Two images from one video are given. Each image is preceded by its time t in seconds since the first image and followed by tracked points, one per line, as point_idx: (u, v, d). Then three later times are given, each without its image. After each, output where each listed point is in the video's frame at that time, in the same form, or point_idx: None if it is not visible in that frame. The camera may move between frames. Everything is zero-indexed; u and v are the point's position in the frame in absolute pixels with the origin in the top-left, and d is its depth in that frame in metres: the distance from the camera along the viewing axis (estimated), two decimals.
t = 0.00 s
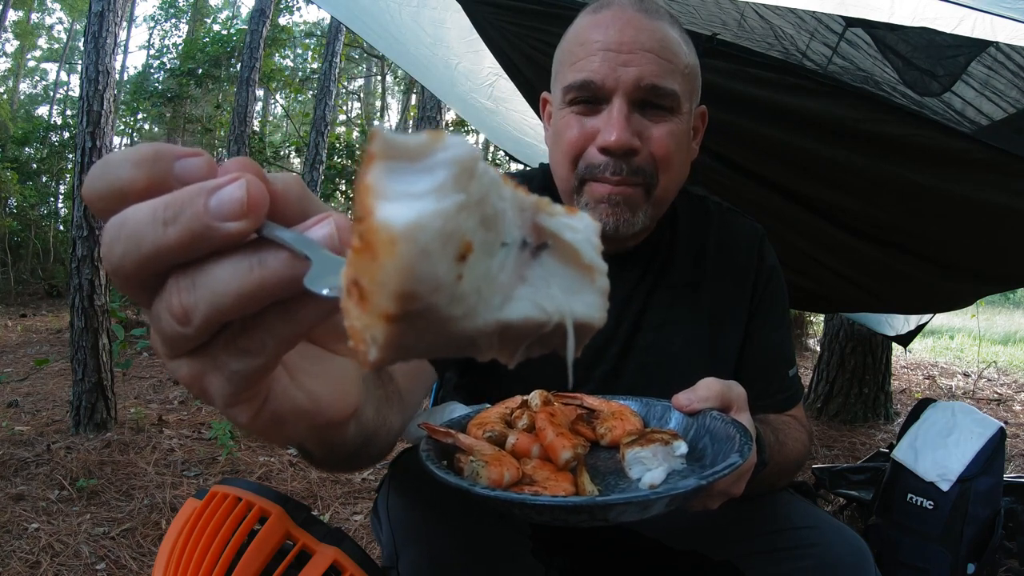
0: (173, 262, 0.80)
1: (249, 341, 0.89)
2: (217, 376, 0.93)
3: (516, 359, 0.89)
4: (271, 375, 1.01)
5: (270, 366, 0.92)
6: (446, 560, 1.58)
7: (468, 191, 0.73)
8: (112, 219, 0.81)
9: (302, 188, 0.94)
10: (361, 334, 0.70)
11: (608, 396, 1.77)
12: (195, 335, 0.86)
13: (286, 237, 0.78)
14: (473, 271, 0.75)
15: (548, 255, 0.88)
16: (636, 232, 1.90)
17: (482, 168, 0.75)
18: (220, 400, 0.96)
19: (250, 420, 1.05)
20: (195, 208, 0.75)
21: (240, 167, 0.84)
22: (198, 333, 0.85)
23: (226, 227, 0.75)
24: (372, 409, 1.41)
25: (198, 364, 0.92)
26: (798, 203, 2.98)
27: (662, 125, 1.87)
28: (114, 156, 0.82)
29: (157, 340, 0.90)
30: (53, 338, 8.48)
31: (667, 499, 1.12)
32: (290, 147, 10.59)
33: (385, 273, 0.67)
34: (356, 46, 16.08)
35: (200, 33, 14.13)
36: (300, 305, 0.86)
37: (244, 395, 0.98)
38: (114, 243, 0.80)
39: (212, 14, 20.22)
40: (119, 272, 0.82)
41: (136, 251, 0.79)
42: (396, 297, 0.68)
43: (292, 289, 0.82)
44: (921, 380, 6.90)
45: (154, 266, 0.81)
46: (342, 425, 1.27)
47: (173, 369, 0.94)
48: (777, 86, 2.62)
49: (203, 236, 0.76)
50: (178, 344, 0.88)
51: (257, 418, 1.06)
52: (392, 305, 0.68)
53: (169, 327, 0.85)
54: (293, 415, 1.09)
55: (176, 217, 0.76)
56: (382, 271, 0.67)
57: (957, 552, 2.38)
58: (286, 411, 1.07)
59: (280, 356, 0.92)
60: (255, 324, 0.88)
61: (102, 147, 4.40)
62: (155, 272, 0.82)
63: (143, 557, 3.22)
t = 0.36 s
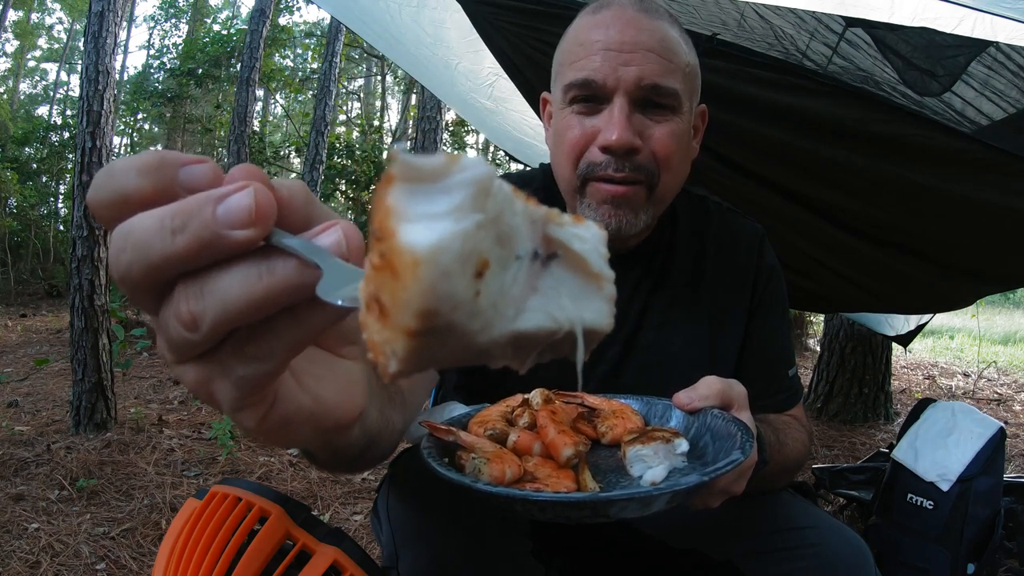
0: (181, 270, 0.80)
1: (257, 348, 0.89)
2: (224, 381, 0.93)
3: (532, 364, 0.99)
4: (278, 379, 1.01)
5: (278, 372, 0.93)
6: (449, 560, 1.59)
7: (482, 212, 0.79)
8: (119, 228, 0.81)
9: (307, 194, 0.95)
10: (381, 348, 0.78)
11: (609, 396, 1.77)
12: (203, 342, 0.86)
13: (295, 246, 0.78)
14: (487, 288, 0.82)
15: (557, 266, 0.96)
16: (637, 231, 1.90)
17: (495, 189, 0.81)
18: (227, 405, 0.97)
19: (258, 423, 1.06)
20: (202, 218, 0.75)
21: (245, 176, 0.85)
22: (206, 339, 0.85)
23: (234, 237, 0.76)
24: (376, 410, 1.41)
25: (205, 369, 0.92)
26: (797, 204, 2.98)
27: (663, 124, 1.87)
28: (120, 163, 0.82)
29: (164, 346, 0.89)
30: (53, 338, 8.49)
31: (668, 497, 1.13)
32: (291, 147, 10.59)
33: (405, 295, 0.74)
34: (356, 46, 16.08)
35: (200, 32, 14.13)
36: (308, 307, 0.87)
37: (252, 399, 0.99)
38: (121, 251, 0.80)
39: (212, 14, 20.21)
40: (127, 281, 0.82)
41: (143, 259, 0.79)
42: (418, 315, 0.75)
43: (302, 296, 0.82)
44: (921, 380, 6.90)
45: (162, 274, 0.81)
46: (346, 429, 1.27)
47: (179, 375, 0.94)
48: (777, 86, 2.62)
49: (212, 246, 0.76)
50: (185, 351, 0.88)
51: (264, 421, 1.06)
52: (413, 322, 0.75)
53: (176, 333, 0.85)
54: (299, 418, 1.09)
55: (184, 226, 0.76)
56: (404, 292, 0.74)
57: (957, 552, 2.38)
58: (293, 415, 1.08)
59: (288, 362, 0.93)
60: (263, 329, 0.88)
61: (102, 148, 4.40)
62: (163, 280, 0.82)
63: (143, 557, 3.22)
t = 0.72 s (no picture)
0: (193, 260, 0.81)
1: (263, 330, 0.90)
2: (230, 365, 0.93)
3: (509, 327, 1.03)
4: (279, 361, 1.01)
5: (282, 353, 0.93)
6: (450, 560, 1.58)
7: (470, 192, 0.86)
8: (131, 222, 0.81)
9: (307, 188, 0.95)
10: (385, 307, 0.82)
11: (609, 395, 1.77)
12: (211, 326, 0.86)
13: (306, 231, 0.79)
14: (474, 255, 0.89)
15: (530, 241, 0.98)
16: (638, 230, 1.89)
17: (479, 172, 0.87)
18: (232, 387, 0.96)
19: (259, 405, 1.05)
20: (213, 209, 0.76)
21: (249, 170, 0.85)
22: (215, 324, 0.86)
23: (246, 225, 0.76)
24: (370, 399, 1.39)
25: (210, 354, 0.92)
26: (797, 203, 2.98)
27: (666, 125, 1.86)
28: (126, 163, 0.82)
29: (170, 331, 0.89)
30: (53, 338, 8.49)
31: (669, 493, 1.13)
32: (291, 147, 10.59)
33: (408, 257, 0.81)
34: (355, 46, 16.08)
35: (200, 32, 14.11)
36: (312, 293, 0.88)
37: (256, 380, 0.98)
38: (133, 245, 0.80)
39: (212, 14, 20.21)
40: (139, 271, 0.81)
41: (157, 252, 0.79)
42: (415, 276, 0.81)
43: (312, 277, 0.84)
44: (921, 380, 6.91)
45: (175, 264, 0.81)
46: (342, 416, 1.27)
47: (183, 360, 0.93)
48: (777, 86, 2.62)
49: (224, 234, 0.77)
50: (193, 335, 0.88)
51: (266, 403, 1.06)
52: (411, 282, 0.81)
53: (186, 317, 0.85)
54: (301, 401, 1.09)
55: (197, 218, 0.76)
56: (407, 255, 0.81)
57: (957, 552, 2.38)
58: (296, 397, 1.08)
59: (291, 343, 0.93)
60: (267, 313, 0.88)
61: (102, 148, 4.39)
62: (174, 270, 0.82)
63: (143, 557, 3.22)
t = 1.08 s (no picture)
0: (190, 279, 0.82)
1: (259, 325, 0.89)
2: (234, 368, 0.92)
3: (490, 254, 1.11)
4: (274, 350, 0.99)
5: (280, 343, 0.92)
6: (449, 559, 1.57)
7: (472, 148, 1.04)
8: (122, 262, 0.81)
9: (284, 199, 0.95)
10: (425, 242, 1.00)
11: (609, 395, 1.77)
12: (214, 335, 0.86)
13: (294, 229, 0.81)
14: (481, 193, 1.05)
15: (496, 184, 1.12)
16: (635, 227, 1.88)
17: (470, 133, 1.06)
18: (239, 390, 0.96)
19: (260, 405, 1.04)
20: (206, 230, 0.77)
21: (212, 196, 0.86)
22: (218, 333, 0.86)
23: (238, 237, 0.78)
24: (353, 386, 1.37)
25: (212, 364, 0.91)
26: (797, 204, 2.98)
27: (664, 125, 1.86)
28: (88, 220, 0.82)
29: (168, 353, 0.88)
30: (53, 338, 8.50)
31: (668, 492, 1.14)
32: (291, 147, 10.59)
33: (445, 197, 0.98)
34: (355, 46, 16.09)
35: (200, 32, 14.11)
36: (305, 281, 0.88)
37: (258, 378, 0.98)
38: (131, 283, 0.80)
39: (212, 14, 20.21)
40: (139, 304, 0.82)
41: (157, 281, 0.80)
42: (450, 211, 0.99)
43: (307, 267, 0.85)
44: (921, 380, 6.91)
45: (173, 287, 0.81)
46: (330, 402, 1.26)
47: (186, 380, 0.92)
48: (777, 86, 2.62)
49: (219, 250, 0.78)
50: (195, 350, 0.88)
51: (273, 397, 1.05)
52: (447, 215, 0.99)
53: (187, 334, 0.85)
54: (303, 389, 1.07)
55: (191, 242, 0.77)
56: (443, 196, 0.98)
57: (957, 552, 2.38)
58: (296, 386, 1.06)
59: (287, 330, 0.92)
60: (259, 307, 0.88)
61: (102, 148, 4.39)
62: (171, 295, 0.82)
63: (143, 557, 3.22)
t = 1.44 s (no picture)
0: (167, 282, 0.82)
1: (237, 329, 0.89)
2: (213, 373, 0.93)
3: (471, 262, 1.11)
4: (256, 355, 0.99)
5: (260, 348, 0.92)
6: (449, 560, 1.57)
7: (442, 148, 1.02)
8: (99, 262, 0.82)
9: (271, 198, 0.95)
10: (391, 244, 0.99)
11: (609, 396, 1.77)
12: (192, 339, 0.86)
13: (271, 231, 0.80)
14: (454, 196, 1.03)
15: (478, 188, 1.10)
16: (635, 230, 1.88)
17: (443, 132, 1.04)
18: (219, 395, 0.96)
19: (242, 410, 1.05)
20: (180, 231, 0.77)
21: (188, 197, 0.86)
22: (195, 336, 0.86)
23: (210, 239, 0.77)
24: (347, 390, 1.37)
25: (191, 368, 0.92)
26: (797, 204, 2.98)
27: (664, 126, 1.86)
28: (68, 217, 0.82)
29: (146, 356, 0.89)
30: (53, 338, 8.50)
31: (666, 493, 1.14)
32: (291, 147, 10.59)
33: (411, 199, 0.97)
34: (355, 46, 16.10)
35: (200, 32, 14.10)
36: (283, 284, 0.88)
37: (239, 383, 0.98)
38: (107, 283, 0.80)
39: (212, 14, 20.21)
40: (113, 305, 0.82)
41: (131, 283, 0.80)
42: (416, 212, 0.97)
43: (286, 270, 0.85)
44: (921, 380, 6.91)
45: (149, 289, 0.82)
46: (319, 403, 1.25)
47: (166, 383, 0.93)
48: (777, 86, 2.62)
49: (192, 252, 0.78)
50: (173, 354, 0.89)
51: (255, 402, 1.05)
52: (415, 216, 0.97)
53: (164, 337, 0.86)
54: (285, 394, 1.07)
55: (166, 242, 0.78)
56: (409, 198, 0.96)
57: (957, 552, 2.38)
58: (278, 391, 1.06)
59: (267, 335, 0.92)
60: (238, 310, 0.88)
61: (102, 148, 4.39)
62: (147, 297, 0.83)
63: (143, 557, 3.22)
